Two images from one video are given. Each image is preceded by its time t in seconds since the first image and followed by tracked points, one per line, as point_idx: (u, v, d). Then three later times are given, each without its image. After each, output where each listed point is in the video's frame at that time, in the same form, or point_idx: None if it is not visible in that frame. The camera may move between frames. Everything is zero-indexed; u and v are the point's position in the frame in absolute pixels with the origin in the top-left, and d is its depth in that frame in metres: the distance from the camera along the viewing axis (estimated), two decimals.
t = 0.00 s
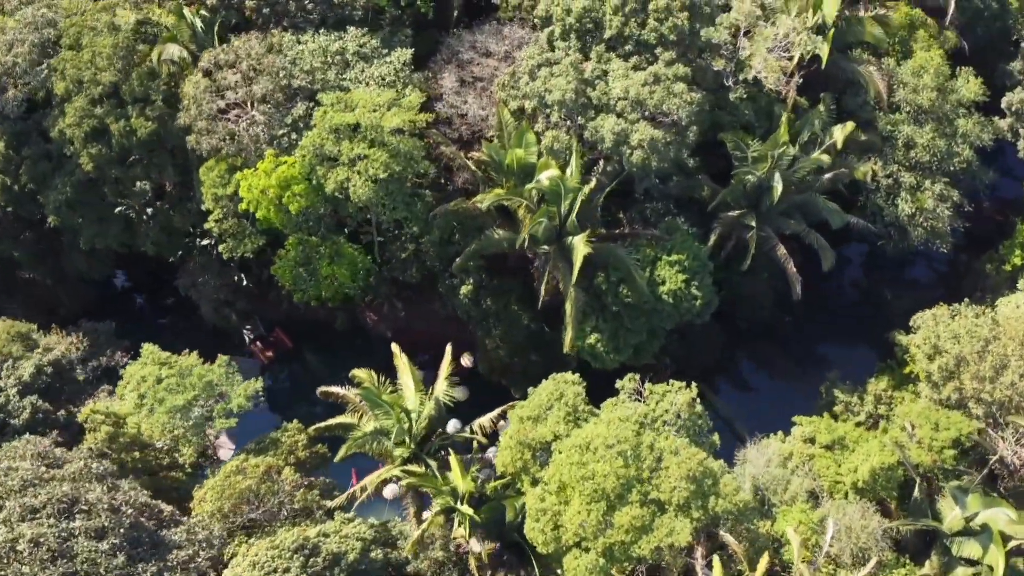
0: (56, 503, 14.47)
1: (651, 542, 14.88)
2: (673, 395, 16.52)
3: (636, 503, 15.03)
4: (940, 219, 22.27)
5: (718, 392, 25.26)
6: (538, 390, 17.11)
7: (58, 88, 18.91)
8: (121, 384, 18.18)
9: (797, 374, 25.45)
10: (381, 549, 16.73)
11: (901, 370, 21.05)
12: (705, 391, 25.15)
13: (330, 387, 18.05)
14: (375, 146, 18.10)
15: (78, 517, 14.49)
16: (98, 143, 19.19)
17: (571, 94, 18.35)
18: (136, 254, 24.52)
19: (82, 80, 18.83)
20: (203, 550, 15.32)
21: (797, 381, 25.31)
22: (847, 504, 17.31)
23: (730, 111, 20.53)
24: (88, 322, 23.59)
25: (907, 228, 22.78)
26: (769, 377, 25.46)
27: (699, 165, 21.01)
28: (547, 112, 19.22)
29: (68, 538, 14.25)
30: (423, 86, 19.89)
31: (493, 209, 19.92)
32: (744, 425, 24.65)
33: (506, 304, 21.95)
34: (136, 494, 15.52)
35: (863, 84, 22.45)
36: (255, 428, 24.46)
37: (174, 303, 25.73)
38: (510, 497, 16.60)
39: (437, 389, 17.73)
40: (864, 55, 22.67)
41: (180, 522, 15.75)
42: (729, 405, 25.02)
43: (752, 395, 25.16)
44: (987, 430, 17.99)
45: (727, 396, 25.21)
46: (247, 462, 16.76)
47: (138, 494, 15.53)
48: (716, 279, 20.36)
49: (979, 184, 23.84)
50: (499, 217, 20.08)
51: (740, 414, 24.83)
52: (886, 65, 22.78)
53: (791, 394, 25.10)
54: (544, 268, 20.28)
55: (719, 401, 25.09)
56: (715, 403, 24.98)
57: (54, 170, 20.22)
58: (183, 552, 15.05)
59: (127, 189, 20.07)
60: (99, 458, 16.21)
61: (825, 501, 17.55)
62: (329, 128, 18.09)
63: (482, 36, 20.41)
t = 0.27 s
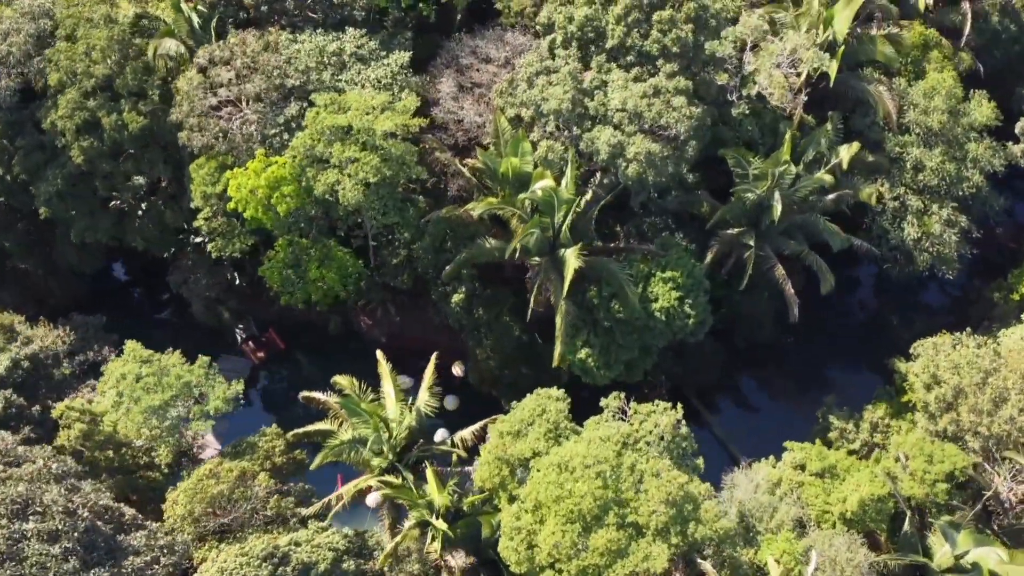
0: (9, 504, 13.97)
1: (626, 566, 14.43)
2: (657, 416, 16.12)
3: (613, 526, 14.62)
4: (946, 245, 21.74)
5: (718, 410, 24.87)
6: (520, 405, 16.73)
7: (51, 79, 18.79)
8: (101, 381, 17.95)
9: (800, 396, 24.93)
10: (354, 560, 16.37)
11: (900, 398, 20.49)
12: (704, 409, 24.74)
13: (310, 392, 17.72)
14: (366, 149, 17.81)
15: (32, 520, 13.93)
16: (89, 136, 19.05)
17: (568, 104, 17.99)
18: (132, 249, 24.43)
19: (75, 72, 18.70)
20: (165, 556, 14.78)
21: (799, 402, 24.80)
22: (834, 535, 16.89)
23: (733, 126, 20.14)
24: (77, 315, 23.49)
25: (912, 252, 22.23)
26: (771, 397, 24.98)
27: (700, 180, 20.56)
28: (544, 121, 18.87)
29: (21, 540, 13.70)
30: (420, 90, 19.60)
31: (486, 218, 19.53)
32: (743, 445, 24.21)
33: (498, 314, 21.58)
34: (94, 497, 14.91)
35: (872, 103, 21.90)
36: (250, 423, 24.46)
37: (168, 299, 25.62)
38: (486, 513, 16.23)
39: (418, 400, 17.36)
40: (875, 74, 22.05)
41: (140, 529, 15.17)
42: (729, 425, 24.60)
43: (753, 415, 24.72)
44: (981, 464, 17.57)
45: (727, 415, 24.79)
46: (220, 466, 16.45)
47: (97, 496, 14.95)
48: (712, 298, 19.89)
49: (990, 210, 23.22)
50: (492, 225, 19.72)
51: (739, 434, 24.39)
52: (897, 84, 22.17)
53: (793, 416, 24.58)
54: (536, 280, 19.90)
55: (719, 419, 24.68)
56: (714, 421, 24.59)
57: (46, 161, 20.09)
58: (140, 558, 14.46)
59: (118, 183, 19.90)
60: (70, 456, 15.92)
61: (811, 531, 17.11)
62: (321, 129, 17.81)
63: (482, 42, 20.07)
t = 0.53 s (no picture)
0: None
1: None
2: (641, 432, 15.79)
3: (589, 543, 14.22)
4: (948, 265, 21.30)
5: (716, 424, 24.43)
6: (503, 415, 16.42)
7: (43, 70, 18.71)
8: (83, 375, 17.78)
9: (801, 412, 24.46)
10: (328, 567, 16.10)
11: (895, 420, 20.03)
12: (702, 422, 24.35)
13: (292, 394, 17.49)
14: (356, 150, 17.57)
15: None
16: (80, 128, 18.96)
17: (562, 110, 17.71)
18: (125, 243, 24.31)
19: (68, 63, 18.62)
20: (128, 559, 14.53)
21: (800, 418, 24.33)
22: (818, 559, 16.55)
23: (733, 138, 19.71)
24: (67, 307, 23.42)
25: (913, 271, 21.79)
26: (771, 412, 24.53)
27: (698, 192, 20.20)
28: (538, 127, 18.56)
29: None
30: (416, 91, 19.34)
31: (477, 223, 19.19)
32: (742, 459, 23.71)
33: (489, 320, 21.27)
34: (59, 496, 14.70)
35: (878, 119, 21.42)
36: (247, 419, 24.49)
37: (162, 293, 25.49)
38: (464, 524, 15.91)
39: (399, 407, 17.04)
40: (882, 88, 21.55)
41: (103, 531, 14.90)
42: (727, 439, 24.14)
43: (751, 430, 24.27)
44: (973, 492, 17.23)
45: (726, 429, 24.33)
46: (197, 466, 16.22)
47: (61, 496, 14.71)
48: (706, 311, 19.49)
49: (996, 231, 22.67)
50: (484, 230, 19.44)
51: (737, 449, 23.93)
52: (905, 99, 21.64)
53: (794, 432, 24.07)
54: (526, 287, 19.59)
55: (717, 433, 24.22)
56: (712, 435, 24.15)
57: (38, 152, 20.04)
58: (98, 560, 14.21)
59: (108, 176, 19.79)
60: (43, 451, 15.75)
61: (796, 554, 16.71)
62: (312, 128, 17.58)
63: (480, 44, 19.75)
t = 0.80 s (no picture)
0: None
1: None
2: (624, 442, 15.48)
3: (564, 555, 13.92)
4: (951, 281, 20.83)
5: (713, 433, 24.17)
6: (484, 420, 16.13)
7: (35, 55, 18.57)
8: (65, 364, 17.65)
9: (797, 425, 24.14)
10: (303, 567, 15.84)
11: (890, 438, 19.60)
12: (697, 431, 24.09)
13: (276, 392, 17.31)
14: (346, 146, 17.33)
15: None
16: (72, 114, 18.82)
17: (557, 111, 17.38)
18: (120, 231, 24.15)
19: (60, 49, 18.47)
20: (92, 554, 14.44)
21: (796, 431, 24.00)
22: None
23: (733, 145, 19.28)
24: (58, 294, 23.33)
25: (915, 285, 21.33)
26: (768, 423, 24.19)
27: (696, 198, 19.81)
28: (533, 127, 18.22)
29: None
30: (411, 87, 19.05)
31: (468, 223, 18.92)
32: (734, 471, 23.60)
33: (479, 321, 20.98)
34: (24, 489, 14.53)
35: (883, 129, 20.95)
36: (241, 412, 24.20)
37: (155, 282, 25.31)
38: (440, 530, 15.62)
39: (380, 408, 16.72)
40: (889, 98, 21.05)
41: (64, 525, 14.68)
42: (721, 449, 23.94)
43: (746, 441, 24.00)
44: (966, 515, 16.75)
45: (722, 439, 24.08)
46: (172, 461, 15.99)
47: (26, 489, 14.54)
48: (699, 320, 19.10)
49: (1002, 248, 22.13)
50: (475, 231, 19.13)
51: (731, 460, 23.75)
52: (914, 110, 21.10)
53: (789, 446, 23.83)
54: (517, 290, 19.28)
55: (712, 442, 24.00)
56: (707, 444, 23.94)
57: (30, 137, 19.93)
58: (58, 556, 14.05)
59: (99, 163, 19.63)
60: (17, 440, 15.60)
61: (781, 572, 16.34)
62: (304, 122, 17.35)
63: (479, 42, 19.41)
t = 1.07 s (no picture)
0: None
1: None
2: (601, 451, 15.14)
3: (532, 564, 13.61)
4: (953, 298, 20.28)
5: (707, 439, 23.75)
6: (460, 421, 15.83)
7: (27, 32, 18.36)
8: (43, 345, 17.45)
9: (794, 435, 23.70)
10: (271, 563, 15.58)
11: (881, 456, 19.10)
12: (692, 437, 23.66)
13: (254, 382, 17.02)
14: (334, 135, 17.00)
15: None
16: (61, 92, 18.60)
17: (550, 108, 16.97)
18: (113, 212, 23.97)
19: (52, 26, 18.25)
20: (47, 542, 14.30)
21: (793, 442, 23.58)
22: None
23: (732, 149, 18.80)
24: (48, 273, 23.20)
25: (916, 301, 20.79)
26: (764, 432, 23.78)
27: (692, 202, 19.35)
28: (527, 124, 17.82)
29: None
30: (405, 78, 18.68)
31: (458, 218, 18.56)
32: (730, 479, 23.11)
33: (468, 319, 20.63)
34: None
35: (889, 139, 20.40)
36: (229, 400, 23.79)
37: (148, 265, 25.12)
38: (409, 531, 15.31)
39: (358, 405, 16.43)
40: (897, 107, 20.48)
41: (23, 513, 14.46)
42: (717, 456, 23.51)
43: (739, 450, 23.59)
44: (951, 541, 16.40)
45: (717, 446, 23.66)
46: (141, 450, 15.69)
47: None
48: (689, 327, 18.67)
49: (1009, 265, 21.50)
50: (465, 227, 18.76)
51: (726, 467, 23.30)
52: (922, 121, 20.52)
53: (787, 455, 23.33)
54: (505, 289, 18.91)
55: (708, 449, 23.59)
56: (702, 451, 23.51)
57: (21, 115, 19.76)
58: (8, 545, 13.86)
59: (89, 143, 19.42)
60: None
61: None
62: (293, 110, 17.05)
63: (477, 34, 18.99)
